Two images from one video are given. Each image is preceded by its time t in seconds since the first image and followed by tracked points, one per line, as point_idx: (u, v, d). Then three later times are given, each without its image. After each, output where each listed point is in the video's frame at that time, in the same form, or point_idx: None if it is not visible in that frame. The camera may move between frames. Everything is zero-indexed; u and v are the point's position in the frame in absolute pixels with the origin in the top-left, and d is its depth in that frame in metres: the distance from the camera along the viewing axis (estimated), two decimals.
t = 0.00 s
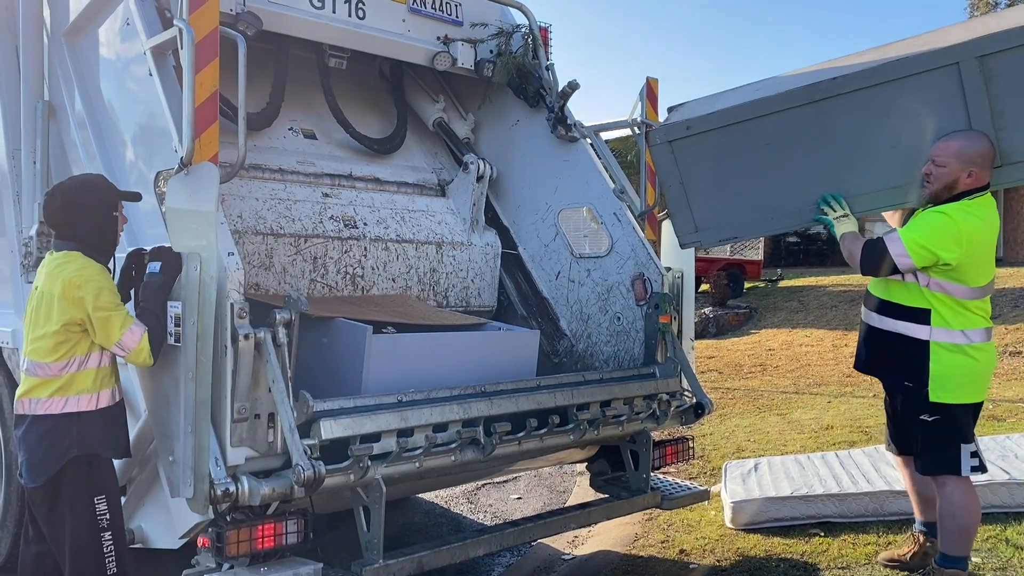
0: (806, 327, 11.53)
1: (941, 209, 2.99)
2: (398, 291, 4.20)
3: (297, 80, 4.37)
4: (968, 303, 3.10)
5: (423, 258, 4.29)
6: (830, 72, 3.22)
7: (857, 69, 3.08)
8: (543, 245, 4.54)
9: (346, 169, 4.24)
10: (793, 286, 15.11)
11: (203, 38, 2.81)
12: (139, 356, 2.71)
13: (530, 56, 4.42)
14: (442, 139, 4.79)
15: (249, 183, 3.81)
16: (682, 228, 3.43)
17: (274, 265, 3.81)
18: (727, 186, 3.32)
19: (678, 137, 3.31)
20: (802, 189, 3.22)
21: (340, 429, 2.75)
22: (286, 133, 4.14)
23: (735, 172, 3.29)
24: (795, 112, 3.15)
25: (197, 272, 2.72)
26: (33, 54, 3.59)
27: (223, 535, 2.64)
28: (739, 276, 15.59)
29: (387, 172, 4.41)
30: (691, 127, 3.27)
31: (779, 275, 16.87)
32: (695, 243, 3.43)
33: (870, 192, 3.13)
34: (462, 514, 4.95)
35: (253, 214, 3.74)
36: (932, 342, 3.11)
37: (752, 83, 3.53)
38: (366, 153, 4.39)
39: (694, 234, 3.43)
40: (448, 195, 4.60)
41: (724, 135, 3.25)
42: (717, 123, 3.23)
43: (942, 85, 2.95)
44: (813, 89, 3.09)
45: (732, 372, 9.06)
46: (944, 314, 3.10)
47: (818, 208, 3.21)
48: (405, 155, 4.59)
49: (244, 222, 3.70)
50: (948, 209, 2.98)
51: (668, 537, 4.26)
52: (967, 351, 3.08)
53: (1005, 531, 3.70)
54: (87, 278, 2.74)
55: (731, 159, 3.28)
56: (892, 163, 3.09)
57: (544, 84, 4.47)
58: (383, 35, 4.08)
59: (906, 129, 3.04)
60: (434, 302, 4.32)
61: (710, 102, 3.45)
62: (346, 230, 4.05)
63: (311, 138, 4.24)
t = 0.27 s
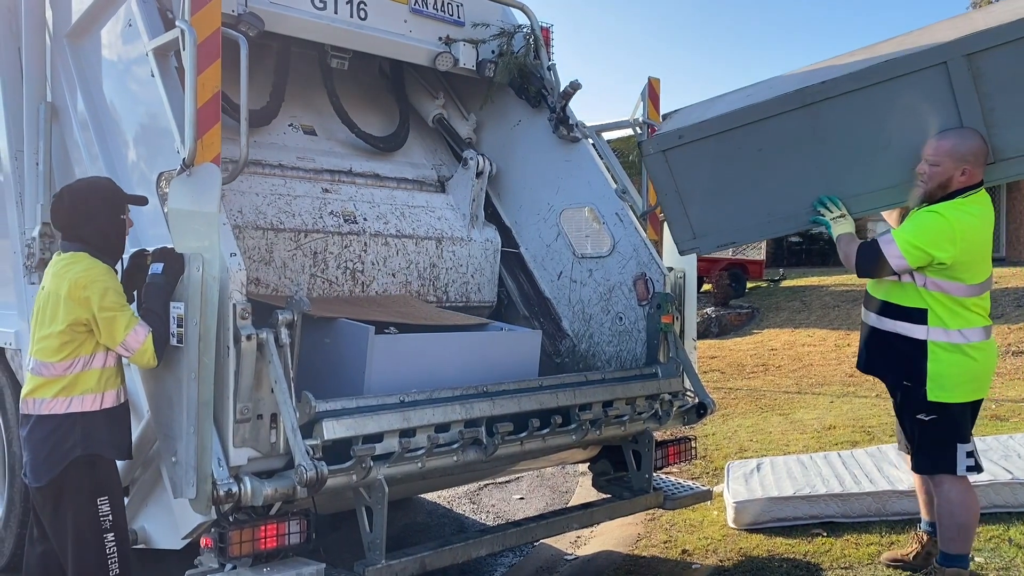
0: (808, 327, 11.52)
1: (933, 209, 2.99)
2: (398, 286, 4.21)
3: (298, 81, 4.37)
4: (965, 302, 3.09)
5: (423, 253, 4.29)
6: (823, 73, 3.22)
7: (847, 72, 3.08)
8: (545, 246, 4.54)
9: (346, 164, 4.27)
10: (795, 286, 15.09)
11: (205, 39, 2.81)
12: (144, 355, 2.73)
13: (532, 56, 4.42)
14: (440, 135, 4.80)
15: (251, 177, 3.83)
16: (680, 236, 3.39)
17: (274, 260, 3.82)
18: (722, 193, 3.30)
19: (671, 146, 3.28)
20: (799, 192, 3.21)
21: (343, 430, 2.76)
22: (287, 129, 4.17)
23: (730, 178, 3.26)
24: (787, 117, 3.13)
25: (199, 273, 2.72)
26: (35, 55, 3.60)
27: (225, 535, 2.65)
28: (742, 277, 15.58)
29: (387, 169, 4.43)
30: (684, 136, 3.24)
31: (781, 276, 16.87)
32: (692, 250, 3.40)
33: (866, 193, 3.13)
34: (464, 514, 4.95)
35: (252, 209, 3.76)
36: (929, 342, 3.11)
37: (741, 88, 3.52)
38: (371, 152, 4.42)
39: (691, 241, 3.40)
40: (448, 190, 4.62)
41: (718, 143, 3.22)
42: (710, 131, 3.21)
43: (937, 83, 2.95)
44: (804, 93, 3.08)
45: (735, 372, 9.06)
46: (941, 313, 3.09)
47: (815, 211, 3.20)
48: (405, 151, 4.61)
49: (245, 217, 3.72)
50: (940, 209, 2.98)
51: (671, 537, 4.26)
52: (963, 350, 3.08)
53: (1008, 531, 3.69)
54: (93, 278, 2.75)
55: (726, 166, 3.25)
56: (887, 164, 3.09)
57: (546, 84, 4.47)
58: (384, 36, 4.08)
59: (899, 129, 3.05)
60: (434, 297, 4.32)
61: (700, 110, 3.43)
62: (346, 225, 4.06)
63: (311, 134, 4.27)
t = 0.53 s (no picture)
0: (811, 327, 11.51)
1: (930, 209, 2.98)
2: (399, 282, 4.22)
3: (301, 81, 4.37)
4: (964, 302, 3.08)
5: (424, 249, 4.30)
6: (823, 73, 3.22)
7: (845, 71, 3.08)
8: (548, 245, 4.54)
9: (347, 160, 4.28)
10: (798, 286, 15.08)
11: (207, 39, 2.81)
12: (146, 357, 2.72)
13: (534, 56, 4.42)
14: (439, 131, 4.80)
15: (252, 173, 3.85)
16: (681, 237, 3.37)
17: (275, 255, 3.83)
18: (722, 193, 3.29)
19: (671, 146, 3.27)
20: (799, 192, 3.20)
21: (346, 429, 2.76)
22: (288, 125, 4.18)
23: (730, 179, 3.26)
24: (785, 116, 3.13)
25: (202, 273, 2.72)
26: (38, 56, 3.60)
27: (229, 535, 2.65)
28: (744, 277, 15.57)
29: (387, 164, 4.43)
30: (684, 136, 3.24)
31: (784, 276, 16.86)
32: (693, 250, 3.38)
33: (867, 192, 3.13)
34: (467, 514, 4.95)
35: (253, 204, 3.78)
36: (929, 342, 3.10)
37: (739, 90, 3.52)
38: (377, 150, 4.45)
39: (692, 242, 3.37)
40: (448, 186, 4.63)
41: (718, 142, 3.22)
42: (709, 130, 3.20)
43: (936, 82, 2.95)
44: (802, 92, 3.08)
45: (738, 372, 9.05)
46: (940, 313, 3.09)
47: (814, 210, 3.20)
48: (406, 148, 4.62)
49: (246, 211, 3.74)
50: (938, 209, 2.97)
51: (674, 537, 4.26)
52: (963, 350, 3.07)
53: (1012, 531, 3.69)
54: (96, 279, 2.75)
55: (726, 166, 3.25)
56: (886, 163, 3.08)
57: (548, 84, 4.48)
58: (387, 36, 4.08)
59: (898, 127, 3.04)
60: (434, 293, 4.34)
61: (700, 111, 3.43)
62: (347, 221, 4.07)
63: (311, 131, 4.27)
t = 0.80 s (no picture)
0: (814, 327, 11.49)
1: (933, 210, 2.97)
2: (400, 279, 4.21)
3: (304, 81, 4.37)
4: (966, 303, 3.07)
5: (425, 245, 4.29)
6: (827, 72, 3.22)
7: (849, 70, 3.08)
8: (550, 246, 4.53)
9: (348, 158, 4.29)
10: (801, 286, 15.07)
11: (211, 40, 2.81)
12: (149, 358, 2.72)
13: (537, 56, 4.43)
14: (440, 127, 4.82)
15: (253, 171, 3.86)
16: (683, 235, 3.37)
17: (276, 250, 3.82)
18: (724, 191, 3.29)
19: (674, 143, 3.27)
20: (803, 192, 3.20)
21: (350, 430, 2.76)
22: (289, 122, 4.18)
23: (732, 177, 3.26)
24: (788, 115, 3.14)
25: (205, 274, 2.71)
26: (42, 58, 3.62)
27: (232, 536, 2.65)
28: (747, 277, 15.56)
29: (388, 162, 4.43)
30: (686, 133, 3.24)
31: (787, 276, 16.85)
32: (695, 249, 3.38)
33: (870, 192, 3.12)
34: (470, 515, 4.95)
35: (255, 200, 3.79)
36: (932, 343, 3.10)
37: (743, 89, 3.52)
38: (383, 149, 4.48)
39: (694, 241, 3.37)
40: (449, 183, 4.63)
41: (720, 140, 3.22)
42: (713, 128, 3.20)
43: (941, 81, 2.95)
44: (806, 90, 3.08)
45: (741, 372, 9.04)
46: (943, 314, 3.08)
47: (817, 210, 3.19)
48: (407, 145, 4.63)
49: (248, 208, 3.74)
50: (940, 209, 2.96)
51: (677, 538, 4.25)
52: (965, 351, 3.07)
53: (1016, 531, 3.68)
54: (99, 280, 2.76)
55: (728, 164, 3.25)
56: (890, 162, 3.08)
57: (551, 84, 4.50)
58: (390, 37, 4.08)
59: (902, 127, 3.04)
60: (436, 288, 4.33)
61: (704, 109, 3.43)
62: (348, 218, 4.08)
63: (312, 128, 4.28)
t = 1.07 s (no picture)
0: (818, 327, 11.48)
1: (938, 211, 2.97)
2: (403, 276, 4.21)
3: (307, 82, 4.38)
4: (973, 304, 3.07)
5: (427, 242, 4.30)
6: (831, 72, 3.22)
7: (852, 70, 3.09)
8: (554, 246, 4.53)
9: (350, 155, 4.28)
10: (804, 286, 15.06)
11: (214, 41, 2.81)
12: (153, 359, 2.73)
13: (540, 57, 4.43)
14: (442, 125, 4.80)
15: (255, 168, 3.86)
16: (686, 235, 3.37)
17: (279, 247, 3.81)
18: (727, 191, 3.29)
19: (677, 142, 3.28)
20: (806, 191, 3.19)
21: (354, 431, 2.76)
22: (291, 121, 4.19)
23: (735, 177, 3.26)
24: (792, 115, 3.14)
25: (209, 275, 2.72)
26: (46, 59, 3.62)
27: (236, 536, 2.65)
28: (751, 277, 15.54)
29: (391, 160, 4.43)
30: (689, 133, 3.25)
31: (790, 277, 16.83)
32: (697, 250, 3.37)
33: (875, 192, 3.11)
34: (474, 515, 4.95)
35: (258, 197, 3.79)
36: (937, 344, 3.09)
37: (746, 88, 3.52)
38: (389, 148, 4.50)
39: (696, 241, 3.37)
40: (451, 181, 4.63)
41: (722, 139, 3.23)
42: (715, 127, 3.22)
43: (946, 81, 2.95)
44: (809, 89, 3.09)
45: (744, 373, 9.03)
46: (949, 317, 3.07)
47: (821, 209, 3.18)
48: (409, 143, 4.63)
49: (250, 205, 3.73)
50: (946, 210, 2.96)
51: (681, 539, 4.25)
52: (971, 352, 3.06)
53: (1021, 532, 3.67)
54: (103, 282, 2.76)
55: (731, 164, 3.25)
56: (894, 162, 3.07)
57: (554, 85, 4.49)
58: (393, 38, 4.08)
59: (906, 127, 3.04)
60: (438, 286, 4.33)
61: (706, 108, 3.43)
62: (349, 214, 4.07)
63: (314, 126, 4.28)
